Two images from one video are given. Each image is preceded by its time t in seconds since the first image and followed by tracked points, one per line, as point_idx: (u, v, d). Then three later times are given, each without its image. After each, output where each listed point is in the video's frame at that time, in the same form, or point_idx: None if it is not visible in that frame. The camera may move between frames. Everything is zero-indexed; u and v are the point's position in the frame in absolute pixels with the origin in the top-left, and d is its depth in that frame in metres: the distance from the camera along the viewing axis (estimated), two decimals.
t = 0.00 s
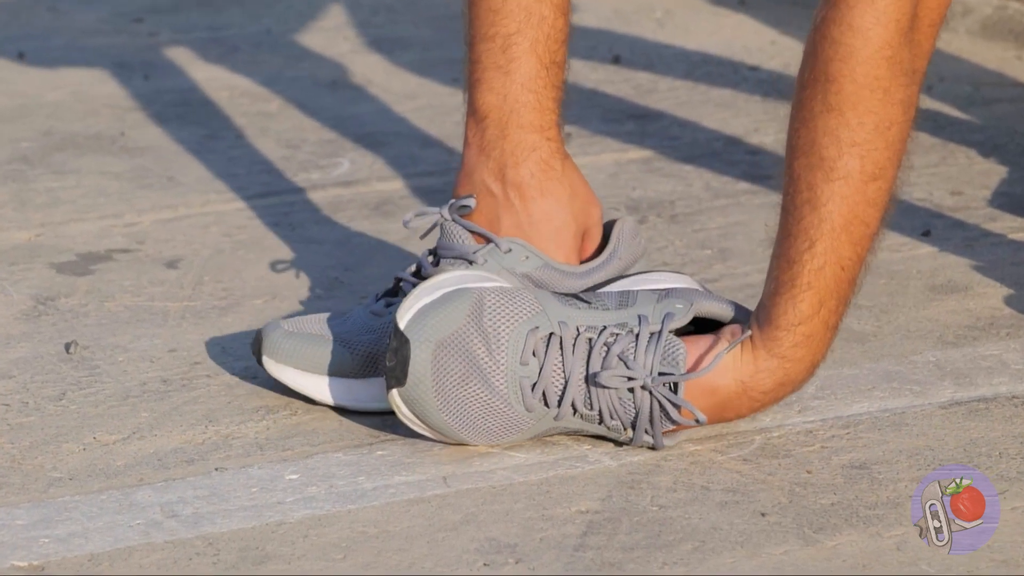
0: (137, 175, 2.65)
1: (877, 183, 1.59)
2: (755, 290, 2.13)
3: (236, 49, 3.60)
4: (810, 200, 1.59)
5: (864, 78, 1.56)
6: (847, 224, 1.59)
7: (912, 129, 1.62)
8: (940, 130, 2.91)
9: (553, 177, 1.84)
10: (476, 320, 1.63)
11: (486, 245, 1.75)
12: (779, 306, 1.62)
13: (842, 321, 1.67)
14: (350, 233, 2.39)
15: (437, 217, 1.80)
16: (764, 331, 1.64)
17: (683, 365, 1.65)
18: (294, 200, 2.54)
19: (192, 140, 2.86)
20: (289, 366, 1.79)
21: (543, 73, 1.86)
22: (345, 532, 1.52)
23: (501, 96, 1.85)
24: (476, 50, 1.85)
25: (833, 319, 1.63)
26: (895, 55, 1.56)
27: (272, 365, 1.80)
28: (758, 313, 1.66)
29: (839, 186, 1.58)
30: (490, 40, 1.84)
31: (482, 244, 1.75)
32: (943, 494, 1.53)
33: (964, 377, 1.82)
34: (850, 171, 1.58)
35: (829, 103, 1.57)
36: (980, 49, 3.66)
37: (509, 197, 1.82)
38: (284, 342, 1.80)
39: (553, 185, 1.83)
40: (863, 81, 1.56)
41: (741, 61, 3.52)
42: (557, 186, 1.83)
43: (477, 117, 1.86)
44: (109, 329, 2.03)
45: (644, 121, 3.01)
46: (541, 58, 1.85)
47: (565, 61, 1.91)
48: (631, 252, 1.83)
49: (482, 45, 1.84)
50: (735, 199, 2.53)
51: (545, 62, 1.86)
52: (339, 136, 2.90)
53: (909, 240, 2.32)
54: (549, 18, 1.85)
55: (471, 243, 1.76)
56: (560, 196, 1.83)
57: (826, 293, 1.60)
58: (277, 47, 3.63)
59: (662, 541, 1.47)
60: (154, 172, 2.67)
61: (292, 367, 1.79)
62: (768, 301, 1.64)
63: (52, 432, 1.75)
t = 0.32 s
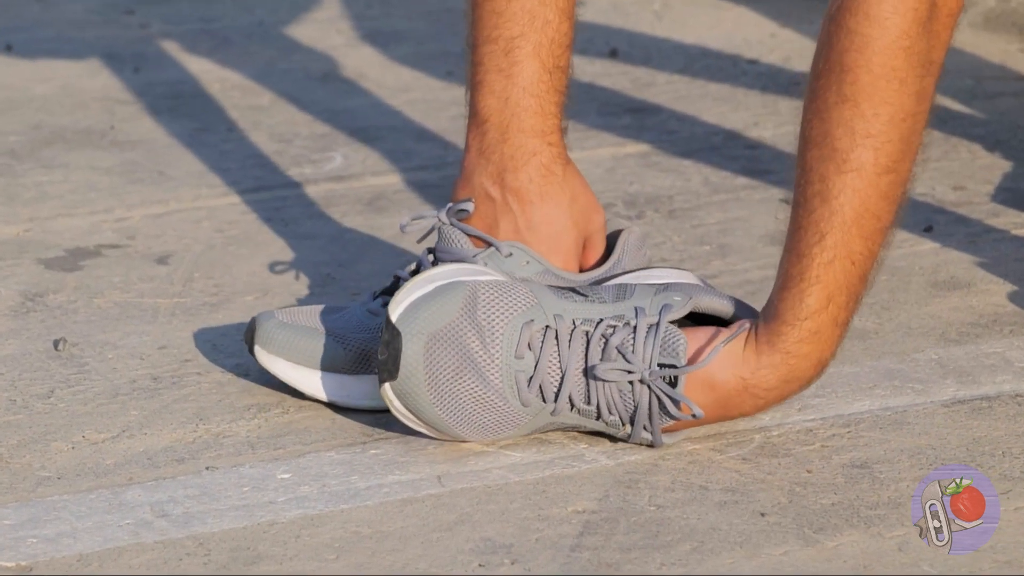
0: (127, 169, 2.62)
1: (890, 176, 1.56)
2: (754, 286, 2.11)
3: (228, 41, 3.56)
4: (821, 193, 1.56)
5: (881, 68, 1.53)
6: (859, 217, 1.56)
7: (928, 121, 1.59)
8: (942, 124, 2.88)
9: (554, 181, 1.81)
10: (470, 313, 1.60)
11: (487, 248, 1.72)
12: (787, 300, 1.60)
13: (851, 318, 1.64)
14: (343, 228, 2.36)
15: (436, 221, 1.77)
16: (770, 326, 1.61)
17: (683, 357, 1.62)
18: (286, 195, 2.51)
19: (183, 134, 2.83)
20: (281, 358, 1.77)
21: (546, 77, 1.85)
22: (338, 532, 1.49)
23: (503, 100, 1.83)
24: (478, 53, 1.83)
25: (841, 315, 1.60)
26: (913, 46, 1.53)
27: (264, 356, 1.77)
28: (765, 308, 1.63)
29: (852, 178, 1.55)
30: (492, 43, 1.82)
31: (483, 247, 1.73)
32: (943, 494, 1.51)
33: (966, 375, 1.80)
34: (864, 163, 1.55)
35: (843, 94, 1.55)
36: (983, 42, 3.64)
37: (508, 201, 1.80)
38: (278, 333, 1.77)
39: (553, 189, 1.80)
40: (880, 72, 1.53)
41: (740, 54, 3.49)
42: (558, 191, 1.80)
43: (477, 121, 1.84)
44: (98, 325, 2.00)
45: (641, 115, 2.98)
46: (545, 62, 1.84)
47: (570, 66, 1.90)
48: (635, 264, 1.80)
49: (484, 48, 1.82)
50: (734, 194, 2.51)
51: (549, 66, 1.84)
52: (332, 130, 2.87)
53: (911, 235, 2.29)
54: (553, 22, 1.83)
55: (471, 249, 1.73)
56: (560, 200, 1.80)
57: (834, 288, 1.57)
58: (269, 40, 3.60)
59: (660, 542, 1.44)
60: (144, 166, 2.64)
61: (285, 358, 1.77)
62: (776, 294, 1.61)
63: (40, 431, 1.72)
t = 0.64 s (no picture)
0: (116, 163, 2.59)
1: (921, 147, 1.52)
2: (753, 282, 2.08)
3: (219, 33, 3.53)
4: (847, 155, 1.53)
5: (923, 35, 1.49)
6: (887, 183, 1.52)
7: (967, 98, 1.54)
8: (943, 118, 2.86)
9: (553, 179, 1.78)
10: (477, 309, 1.58)
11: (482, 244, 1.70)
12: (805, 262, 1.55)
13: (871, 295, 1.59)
14: (336, 223, 2.33)
15: (430, 217, 1.76)
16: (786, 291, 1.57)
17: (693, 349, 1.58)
18: (278, 189, 2.49)
19: (173, 127, 2.80)
20: (273, 356, 1.74)
21: (548, 73, 1.82)
22: (330, 532, 1.46)
23: (503, 96, 1.81)
24: (479, 47, 1.81)
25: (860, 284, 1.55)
26: (958, 16, 1.48)
27: (255, 354, 1.74)
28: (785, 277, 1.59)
29: (883, 142, 1.51)
30: (493, 38, 1.80)
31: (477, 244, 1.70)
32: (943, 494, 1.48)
33: (968, 373, 1.77)
34: (896, 129, 1.51)
35: (882, 58, 1.51)
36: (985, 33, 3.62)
37: (504, 198, 1.77)
38: (270, 331, 1.74)
39: (552, 187, 1.78)
40: (922, 39, 1.49)
41: (739, 47, 3.47)
42: (556, 189, 1.78)
43: (476, 116, 1.81)
44: (87, 322, 1.97)
45: (639, 109, 2.96)
46: (546, 59, 1.81)
47: (572, 63, 1.86)
48: (632, 261, 1.76)
49: (485, 42, 1.80)
50: (733, 189, 2.48)
51: (551, 63, 1.81)
52: (325, 124, 2.84)
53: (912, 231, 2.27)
54: (556, 19, 1.80)
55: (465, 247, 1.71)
56: (558, 199, 1.77)
57: (852, 252, 1.53)
58: (262, 31, 3.57)
59: (656, 542, 1.41)
60: (133, 160, 2.61)
61: (276, 356, 1.74)
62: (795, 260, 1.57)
63: (28, 429, 1.70)
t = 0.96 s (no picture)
0: (105, 158, 2.56)
1: (945, 108, 1.46)
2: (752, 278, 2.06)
3: (210, 26, 3.50)
4: (867, 112, 1.49)
5: None
6: (903, 141, 1.47)
7: (1004, 66, 1.47)
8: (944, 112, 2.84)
9: (550, 176, 1.76)
10: (476, 306, 1.55)
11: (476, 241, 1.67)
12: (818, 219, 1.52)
13: (894, 262, 1.52)
14: (329, 219, 2.31)
15: (423, 215, 1.73)
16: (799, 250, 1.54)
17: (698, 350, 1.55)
18: (270, 184, 2.46)
19: (163, 121, 2.77)
20: (265, 354, 1.71)
21: (547, 69, 1.80)
22: (323, 531, 1.44)
23: (500, 91, 1.79)
24: (477, 42, 1.79)
25: (870, 242, 1.50)
26: None
27: (247, 350, 1.72)
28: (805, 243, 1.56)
29: (903, 100, 1.46)
30: (491, 33, 1.78)
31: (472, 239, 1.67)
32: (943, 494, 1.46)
33: (970, 370, 1.75)
34: (919, 88, 1.46)
35: (910, 16, 1.45)
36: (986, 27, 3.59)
37: (501, 195, 1.74)
38: (262, 327, 1.71)
39: (549, 184, 1.75)
40: None
41: (737, 40, 3.44)
42: (554, 186, 1.75)
43: (473, 111, 1.79)
44: (76, 319, 1.94)
45: (635, 103, 2.93)
46: (545, 54, 1.79)
47: (570, 59, 1.85)
48: (629, 257, 1.74)
49: (483, 37, 1.78)
50: (732, 184, 2.46)
51: (549, 59, 1.80)
52: (317, 118, 2.82)
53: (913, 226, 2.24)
54: (556, 14, 1.78)
55: (460, 243, 1.68)
56: (555, 196, 1.75)
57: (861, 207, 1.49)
58: (254, 24, 3.54)
59: (654, 542, 1.39)
60: (123, 155, 2.58)
61: (268, 353, 1.71)
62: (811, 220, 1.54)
63: (15, 427, 1.67)
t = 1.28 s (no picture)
0: (93, 152, 2.53)
1: (991, 49, 1.39)
2: (750, 274, 2.04)
3: (201, 18, 3.47)
4: (909, 61, 1.43)
5: None
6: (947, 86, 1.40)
7: None
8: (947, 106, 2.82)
9: (548, 172, 1.74)
10: (472, 305, 1.53)
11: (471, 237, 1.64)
12: (862, 177, 1.46)
13: (948, 216, 1.43)
14: (322, 214, 2.28)
15: (417, 210, 1.70)
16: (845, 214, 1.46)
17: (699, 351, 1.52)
18: (261, 179, 2.43)
19: (154, 115, 2.74)
20: (256, 351, 1.69)
21: (545, 62, 1.77)
22: (315, 531, 1.41)
23: (497, 85, 1.76)
24: (473, 35, 1.76)
25: (918, 192, 1.42)
26: None
27: (238, 348, 1.69)
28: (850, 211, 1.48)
29: (946, 42, 1.40)
30: (488, 26, 1.75)
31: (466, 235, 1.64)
32: (943, 494, 1.43)
33: (972, 367, 1.73)
34: (963, 30, 1.40)
35: None
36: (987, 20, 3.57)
37: (497, 190, 1.72)
38: (254, 324, 1.69)
39: (547, 179, 1.73)
40: None
41: (735, 33, 3.42)
42: (552, 181, 1.73)
43: (469, 105, 1.77)
44: (64, 315, 1.92)
45: (633, 96, 2.91)
46: (543, 48, 1.76)
47: (568, 52, 1.82)
48: (625, 254, 1.71)
49: (480, 30, 1.76)
50: (731, 179, 2.43)
51: (548, 52, 1.77)
52: (309, 111, 2.79)
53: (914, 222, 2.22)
54: (554, 6, 1.76)
55: (454, 239, 1.65)
56: (553, 191, 1.73)
57: (905, 156, 1.42)
58: (246, 16, 3.51)
59: (651, 542, 1.37)
60: (112, 149, 2.55)
61: (259, 350, 1.68)
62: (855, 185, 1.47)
63: (3, 426, 1.64)
